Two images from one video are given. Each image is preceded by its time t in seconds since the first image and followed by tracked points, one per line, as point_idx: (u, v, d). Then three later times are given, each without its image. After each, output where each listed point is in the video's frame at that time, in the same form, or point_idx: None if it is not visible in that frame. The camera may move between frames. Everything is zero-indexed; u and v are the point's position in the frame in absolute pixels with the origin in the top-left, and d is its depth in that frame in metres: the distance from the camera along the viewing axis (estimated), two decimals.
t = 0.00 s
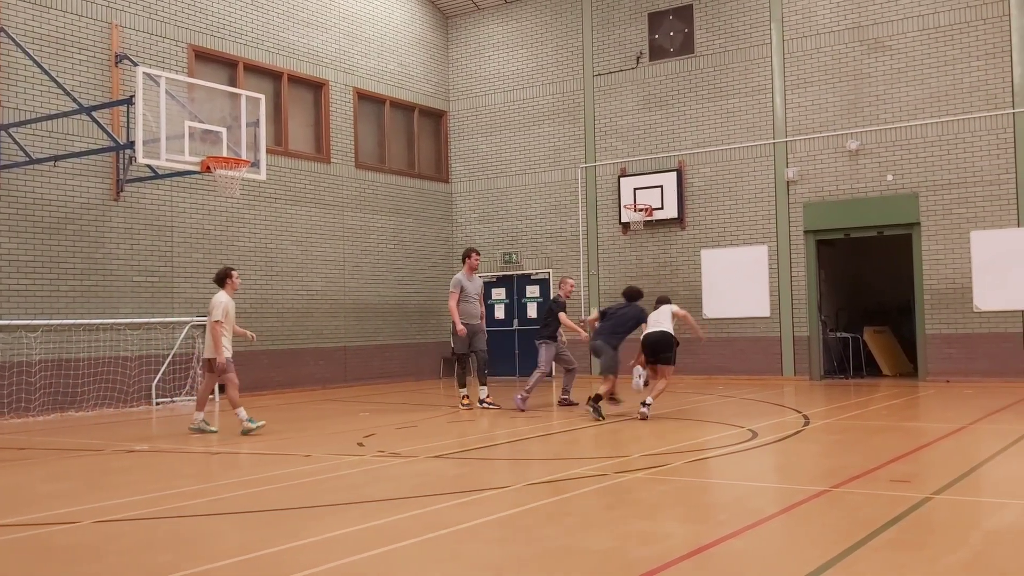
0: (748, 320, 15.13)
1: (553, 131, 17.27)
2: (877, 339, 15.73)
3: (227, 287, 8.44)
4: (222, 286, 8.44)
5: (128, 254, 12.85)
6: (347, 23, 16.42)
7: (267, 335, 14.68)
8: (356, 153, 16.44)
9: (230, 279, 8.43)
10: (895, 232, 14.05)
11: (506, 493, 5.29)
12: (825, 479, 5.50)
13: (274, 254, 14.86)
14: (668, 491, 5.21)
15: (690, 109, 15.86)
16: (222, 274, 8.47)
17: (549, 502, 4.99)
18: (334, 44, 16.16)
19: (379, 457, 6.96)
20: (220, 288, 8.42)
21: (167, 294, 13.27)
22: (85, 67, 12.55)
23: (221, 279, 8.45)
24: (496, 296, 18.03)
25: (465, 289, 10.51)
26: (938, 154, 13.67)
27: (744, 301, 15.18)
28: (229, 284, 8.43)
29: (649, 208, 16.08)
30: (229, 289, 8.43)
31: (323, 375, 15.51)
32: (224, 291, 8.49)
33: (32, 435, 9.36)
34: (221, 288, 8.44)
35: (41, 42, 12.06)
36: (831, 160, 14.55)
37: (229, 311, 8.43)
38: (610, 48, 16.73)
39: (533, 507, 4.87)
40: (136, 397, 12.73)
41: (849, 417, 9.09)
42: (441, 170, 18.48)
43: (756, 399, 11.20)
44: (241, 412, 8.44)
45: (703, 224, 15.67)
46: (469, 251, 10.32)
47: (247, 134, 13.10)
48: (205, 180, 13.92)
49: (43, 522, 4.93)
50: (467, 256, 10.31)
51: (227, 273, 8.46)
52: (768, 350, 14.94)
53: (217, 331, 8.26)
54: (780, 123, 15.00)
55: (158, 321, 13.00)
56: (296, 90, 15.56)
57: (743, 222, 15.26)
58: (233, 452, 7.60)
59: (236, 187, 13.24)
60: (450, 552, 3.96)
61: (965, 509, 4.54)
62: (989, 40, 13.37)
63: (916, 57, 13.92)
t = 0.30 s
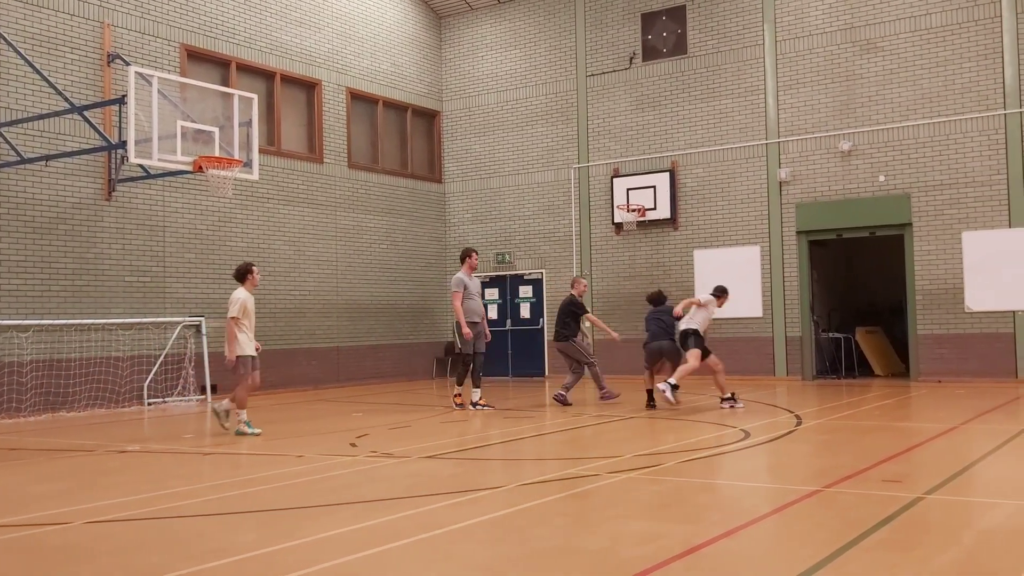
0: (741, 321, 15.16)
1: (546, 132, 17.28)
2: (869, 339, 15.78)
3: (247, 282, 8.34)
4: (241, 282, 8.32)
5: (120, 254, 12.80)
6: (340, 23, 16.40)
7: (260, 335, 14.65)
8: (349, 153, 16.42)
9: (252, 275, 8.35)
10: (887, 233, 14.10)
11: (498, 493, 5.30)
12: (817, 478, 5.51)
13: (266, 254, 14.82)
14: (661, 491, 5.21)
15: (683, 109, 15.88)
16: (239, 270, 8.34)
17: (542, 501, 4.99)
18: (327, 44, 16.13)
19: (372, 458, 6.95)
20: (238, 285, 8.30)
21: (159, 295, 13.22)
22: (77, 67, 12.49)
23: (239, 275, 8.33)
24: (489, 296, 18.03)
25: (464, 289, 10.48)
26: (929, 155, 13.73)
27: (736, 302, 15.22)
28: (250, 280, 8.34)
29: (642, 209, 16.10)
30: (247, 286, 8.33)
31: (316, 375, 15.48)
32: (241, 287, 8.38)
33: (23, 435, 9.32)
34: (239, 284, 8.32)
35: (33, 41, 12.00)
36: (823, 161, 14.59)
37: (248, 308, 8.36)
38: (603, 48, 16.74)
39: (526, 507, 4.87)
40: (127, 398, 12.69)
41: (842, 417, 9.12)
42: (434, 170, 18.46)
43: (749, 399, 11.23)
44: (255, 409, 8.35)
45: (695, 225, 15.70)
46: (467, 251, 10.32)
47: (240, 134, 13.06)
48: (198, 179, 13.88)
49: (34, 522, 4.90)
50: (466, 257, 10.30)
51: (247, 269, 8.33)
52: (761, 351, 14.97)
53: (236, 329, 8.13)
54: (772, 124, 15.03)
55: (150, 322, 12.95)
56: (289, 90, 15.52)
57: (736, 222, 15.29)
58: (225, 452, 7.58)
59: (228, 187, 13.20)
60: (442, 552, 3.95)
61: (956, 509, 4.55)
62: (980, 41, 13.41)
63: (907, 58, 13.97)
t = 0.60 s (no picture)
0: (730, 322, 15.20)
1: (536, 133, 17.28)
2: (858, 340, 15.85)
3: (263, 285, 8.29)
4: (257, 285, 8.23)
5: (108, 255, 12.73)
6: (329, 23, 16.35)
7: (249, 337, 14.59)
8: (338, 154, 16.37)
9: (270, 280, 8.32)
10: (875, 234, 14.16)
11: (490, 494, 5.29)
12: (807, 479, 5.52)
13: (256, 256, 14.76)
14: (652, 492, 5.21)
15: (672, 111, 15.92)
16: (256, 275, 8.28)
17: (533, 503, 4.98)
18: (317, 45, 16.08)
19: (362, 459, 6.92)
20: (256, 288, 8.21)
21: (148, 296, 13.15)
22: (66, 67, 12.42)
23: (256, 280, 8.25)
24: (478, 297, 18.00)
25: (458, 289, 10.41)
26: (917, 156, 13.80)
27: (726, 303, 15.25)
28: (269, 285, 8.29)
29: (632, 210, 16.12)
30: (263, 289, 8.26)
31: (306, 376, 15.43)
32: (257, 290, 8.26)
33: (10, 438, 9.23)
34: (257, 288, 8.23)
35: (21, 41, 11.92)
36: (811, 162, 14.65)
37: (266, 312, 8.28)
38: (593, 50, 16.76)
39: (517, 508, 4.86)
40: (116, 399, 12.61)
41: (831, 417, 9.16)
42: (423, 171, 18.43)
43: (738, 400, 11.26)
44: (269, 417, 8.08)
45: (685, 226, 15.72)
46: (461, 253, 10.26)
47: (229, 134, 12.99)
48: (187, 180, 13.81)
49: (22, 525, 4.86)
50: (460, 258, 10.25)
51: (264, 272, 8.25)
52: (750, 352, 15.02)
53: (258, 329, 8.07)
54: (761, 126, 15.08)
55: (139, 323, 12.88)
56: (278, 91, 15.47)
57: (725, 224, 15.33)
58: (214, 454, 7.53)
59: (218, 188, 13.14)
60: (434, 554, 3.93)
61: (945, 509, 4.57)
62: (967, 44, 13.50)
63: (896, 60, 14.04)
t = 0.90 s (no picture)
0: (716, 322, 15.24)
1: (522, 133, 17.27)
2: (842, 340, 15.94)
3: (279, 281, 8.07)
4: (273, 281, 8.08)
5: (91, 255, 12.61)
6: (314, 23, 16.27)
7: (233, 337, 14.48)
8: (323, 154, 16.29)
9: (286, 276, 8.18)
10: (859, 235, 14.24)
11: (475, 494, 5.26)
12: (791, 479, 5.53)
13: (240, 256, 14.66)
14: (636, 492, 5.20)
15: (658, 111, 15.95)
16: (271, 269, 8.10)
17: (518, 503, 4.96)
18: (302, 44, 16.00)
19: (347, 460, 6.88)
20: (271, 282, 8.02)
21: (131, 297, 13.04)
22: (49, 66, 12.29)
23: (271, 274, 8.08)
24: (464, 298, 17.96)
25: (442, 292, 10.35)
26: (901, 158, 13.89)
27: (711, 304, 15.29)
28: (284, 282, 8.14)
29: (617, 210, 16.14)
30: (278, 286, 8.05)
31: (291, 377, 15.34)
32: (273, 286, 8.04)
33: None
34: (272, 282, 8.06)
35: (3, 40, 11.79)
36: (796, 163, 14.71)
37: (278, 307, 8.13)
38: (579, 51, 16.77)
39: (502, 509, 4.83)
40: (98, 400, 12.49)
41: (814, 417, 9.20)
42: (409, 172, 18.37)
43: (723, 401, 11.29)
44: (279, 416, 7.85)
45: (670, 227, 15.75)
46: (444, 254, 10.24)
47: (213, 134, 12.89)
48: (170, 179, 13.70)
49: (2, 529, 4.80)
50: (443, 259, 10.24)
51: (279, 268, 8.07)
52: (735, 352, 15.06)
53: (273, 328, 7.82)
54: (746, 127, 15.13)
55: (122, 323, 12.76)
56: (263, 90, 15.38)
57: (710, 225, 15.37)
58: (199, 455, 7.46)
59: (202, 187, 13.05)
60: (417, 555, 3.90)
61: (927, 508, 4.58)
62: (950, 46, 13.60)
63: (880, 62, 14.13)
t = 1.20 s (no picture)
0: (704, 323, 15.28)
1: (510, 133, 17.26)
2: (829, 340, 16.01)
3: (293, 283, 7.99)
4: (289, 282, 7.98)
5: (77, 255, 12.51)
6: (301, 22, 16.21)
7: (220, 338, 14.39)
8: (311, 154, 16.23)
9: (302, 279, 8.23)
10: (846, 236, 14.30)
11: (463, 495, 5.24)
12: (778, 479, 5.54)
13: (227, 256, 14.58)
14: (623, 492, 5.20)
15: (646, 112, 15.97)
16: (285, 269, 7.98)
17: (505, 504, 4.94)
18: (289, 44, 15.94)
19: (334, 461, 6.84)
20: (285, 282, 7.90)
21: (117, 297, 12.95)
22: (34, 65, 12.18)
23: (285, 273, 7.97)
24: (452, 298, 17.92)
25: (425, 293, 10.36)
26: (887, 159, 13.96)
27: (699, 304, 15.32)
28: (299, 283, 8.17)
29: (605, 211, 16.15)
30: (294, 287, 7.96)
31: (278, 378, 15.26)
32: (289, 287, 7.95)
33: None
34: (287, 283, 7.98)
35: None
36: (783, 164, 14.76)
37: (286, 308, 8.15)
38: (567, 52, 16.77)
39: (490, 509, 4.82)
40: (84, 401, 12.38)
41: (802, 417, 9.23)
42: (397, 172, 18.32)
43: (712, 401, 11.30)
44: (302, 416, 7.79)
45: (659, 228, 15.78)
46: (429, 257, 10.24)
47: (199, 134, 12.80)
48: (157, 179, 13.61)
49: None
50: (427, 262, 10.26)
51: (296, 270, 8.00)
52: (723, 353, 15.10)
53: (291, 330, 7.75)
54: (734, 128, 15.16)
55: (108, 323, 12.67)
56: (250, 90, 15.30)
57: (698, 226, 15.40)
58: (186, 457, 7.41)
59: (189, 187, 12.95)
60: (404, 556, 3.88)
61: (913, 508, 4.59)
62: (936, 48, 13.68)
63: (866, 64, 14.20)
